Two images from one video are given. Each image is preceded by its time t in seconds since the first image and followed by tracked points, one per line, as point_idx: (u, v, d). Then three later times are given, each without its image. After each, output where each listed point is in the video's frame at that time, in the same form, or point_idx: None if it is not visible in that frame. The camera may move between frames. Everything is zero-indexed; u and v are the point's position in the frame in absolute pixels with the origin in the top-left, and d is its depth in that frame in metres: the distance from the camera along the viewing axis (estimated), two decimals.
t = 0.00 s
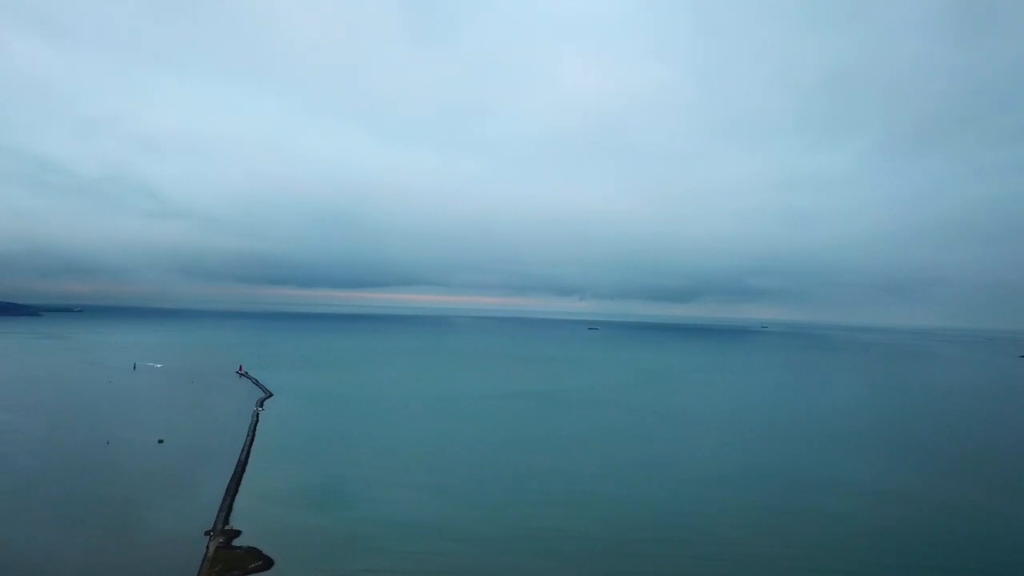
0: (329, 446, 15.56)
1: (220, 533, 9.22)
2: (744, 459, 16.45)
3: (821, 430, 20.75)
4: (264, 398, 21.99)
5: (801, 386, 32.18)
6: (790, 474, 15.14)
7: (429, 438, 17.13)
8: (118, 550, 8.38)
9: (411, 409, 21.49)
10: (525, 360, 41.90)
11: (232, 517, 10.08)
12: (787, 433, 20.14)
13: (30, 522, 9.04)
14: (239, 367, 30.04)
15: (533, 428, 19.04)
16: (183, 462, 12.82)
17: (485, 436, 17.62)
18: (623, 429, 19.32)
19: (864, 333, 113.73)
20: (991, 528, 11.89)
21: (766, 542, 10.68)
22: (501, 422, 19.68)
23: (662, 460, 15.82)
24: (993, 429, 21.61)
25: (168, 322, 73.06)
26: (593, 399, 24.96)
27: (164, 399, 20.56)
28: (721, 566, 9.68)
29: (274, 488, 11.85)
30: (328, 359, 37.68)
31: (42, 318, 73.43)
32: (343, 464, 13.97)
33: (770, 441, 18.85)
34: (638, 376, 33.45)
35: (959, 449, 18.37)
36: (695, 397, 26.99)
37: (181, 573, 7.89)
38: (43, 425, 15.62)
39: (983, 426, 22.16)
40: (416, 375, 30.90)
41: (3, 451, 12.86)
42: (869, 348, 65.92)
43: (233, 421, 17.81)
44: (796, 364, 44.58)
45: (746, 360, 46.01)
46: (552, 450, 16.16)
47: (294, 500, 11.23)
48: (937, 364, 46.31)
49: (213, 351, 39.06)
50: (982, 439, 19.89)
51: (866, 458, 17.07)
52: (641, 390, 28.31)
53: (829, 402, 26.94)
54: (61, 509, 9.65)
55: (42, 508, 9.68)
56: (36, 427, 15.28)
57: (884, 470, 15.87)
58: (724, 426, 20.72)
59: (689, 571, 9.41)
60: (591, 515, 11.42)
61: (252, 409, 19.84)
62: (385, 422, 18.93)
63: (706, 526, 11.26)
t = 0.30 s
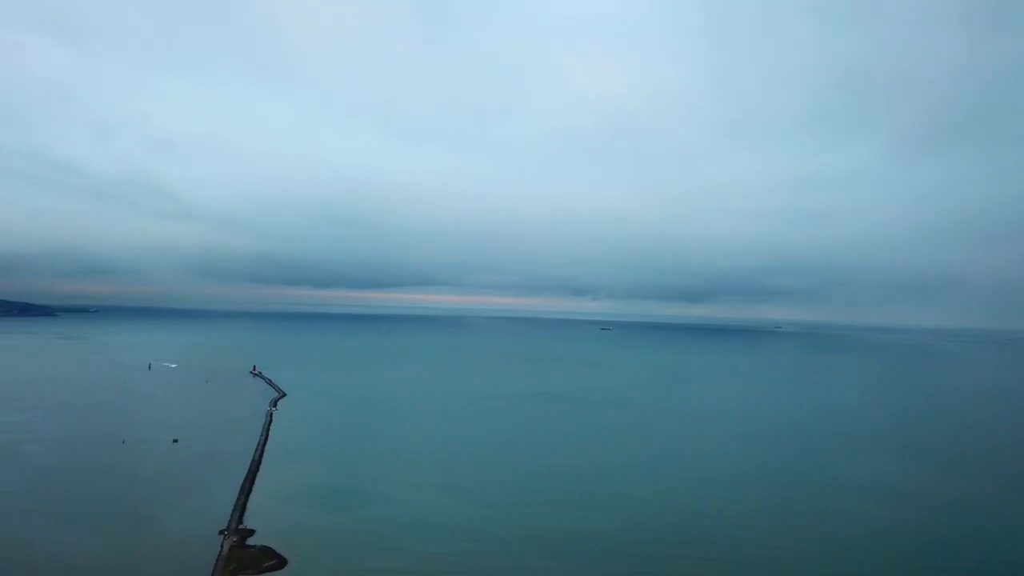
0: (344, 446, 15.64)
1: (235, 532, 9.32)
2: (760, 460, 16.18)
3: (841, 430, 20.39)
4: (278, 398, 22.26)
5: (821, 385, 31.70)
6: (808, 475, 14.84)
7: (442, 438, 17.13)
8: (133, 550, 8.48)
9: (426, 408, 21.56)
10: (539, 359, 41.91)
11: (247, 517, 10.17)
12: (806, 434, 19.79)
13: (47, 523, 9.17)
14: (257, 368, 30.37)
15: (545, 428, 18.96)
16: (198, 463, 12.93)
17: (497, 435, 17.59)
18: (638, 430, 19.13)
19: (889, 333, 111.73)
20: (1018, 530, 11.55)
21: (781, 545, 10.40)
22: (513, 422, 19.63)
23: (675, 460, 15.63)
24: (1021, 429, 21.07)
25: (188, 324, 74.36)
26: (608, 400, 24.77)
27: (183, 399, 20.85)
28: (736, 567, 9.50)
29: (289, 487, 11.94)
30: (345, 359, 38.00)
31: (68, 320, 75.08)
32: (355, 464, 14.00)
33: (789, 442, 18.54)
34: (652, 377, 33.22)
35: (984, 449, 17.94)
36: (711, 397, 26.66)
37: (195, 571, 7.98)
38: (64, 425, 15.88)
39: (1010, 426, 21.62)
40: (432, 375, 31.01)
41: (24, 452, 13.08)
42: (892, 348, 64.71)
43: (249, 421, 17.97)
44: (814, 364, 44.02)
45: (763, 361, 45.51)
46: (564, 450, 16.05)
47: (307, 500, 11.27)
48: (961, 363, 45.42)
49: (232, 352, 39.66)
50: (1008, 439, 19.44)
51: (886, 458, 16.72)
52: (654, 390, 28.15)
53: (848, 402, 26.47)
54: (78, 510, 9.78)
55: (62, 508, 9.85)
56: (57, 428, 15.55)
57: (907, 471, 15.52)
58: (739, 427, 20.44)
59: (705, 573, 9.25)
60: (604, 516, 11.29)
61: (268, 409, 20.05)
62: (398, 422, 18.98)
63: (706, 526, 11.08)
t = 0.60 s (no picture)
0: (357, 446, 15.69)
1: (249, 531, 9.37)
2: (771, 460, 16.23)
3: (852, 431, 20.37)
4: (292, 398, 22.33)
5: (830, 386, 31.66)
6: (820, 476, 14.87)
7: (455, 438, 17.18)
8: (149, 548, 8.55)
9: (437, 409, 21.63)
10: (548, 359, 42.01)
11: (261, 516, 10.22)
12: (817, 434, 19.79)
13: (62, 523, 9.21)
14: (269, 368, 30.54)
15: (559, 428, 19.04)
16: (213, 463, 12.97)
17: (511, 436, 17.66)
18: (650, 430, 19.18)
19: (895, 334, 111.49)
20: None
21: (795, 546, 10.42)
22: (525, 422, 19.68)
23: (689, 460, 15.67)
24: None
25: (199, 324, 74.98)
26: (618, 400, 24.83)
27: (196, 399, 20.95)
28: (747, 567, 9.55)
29: (302, 487, 11.98)
30: (354, 359, 38.15)
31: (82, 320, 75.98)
32: (370, 464, 14.04)
33: (800, 442, 18.54)
34: (662, 377, 33.32)
35: (997, 450, 17.89)
36: (722, 397, 26.73)
37: (211, 571, 8.03)
38: (81, 425, 15.98)
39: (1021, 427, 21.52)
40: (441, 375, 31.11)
41: (40, 451, 13.16)
42: (899, 348, 64.72)
43: (264, 421, 18.05)
44: (822, 364, 43.98)
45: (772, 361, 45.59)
46: (578, 450, 16.10)
47: (323, 500, 11.31)
48: (971, 364, 45.26)
49: (243, 352, 39.88)
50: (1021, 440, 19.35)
51: (897, 458, 16.73)
52: (664, 389, 28.27)
53: (857, 402, 26.51)
54: (93, 510, 9.83)
55: (78, 507, 9.93)
56: (73, 427, 15.65)
57: (918, 471, 15.50)
58: (751, 427, 20.50)
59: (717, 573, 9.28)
60: (616, 516, 11.32)
61: (281, 409, 20.12)
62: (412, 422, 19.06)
63: (716, 526, 11.12)
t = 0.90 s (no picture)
0: (370, 446, 15.74)
1: (263, 531, 9.43)
2: (786, 460, 16.12)
3: (867, 431, 20.20)
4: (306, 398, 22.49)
5: (844, 386, 31.45)
6: (836, 477, 14.75)
7: (468, 438, 17.22)
8: (165, 547, 8.62)
9: (450, 409, 21.70)
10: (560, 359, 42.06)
11: (275, 516, 10.28)
12: (832, 435, 19.65)
13: (79, 523, 9.27)
14: (283, 368, 30.79)
15: (571, 428, 19.05)
16: (229, 463, 13.05)
17: (524, 435, 17.67)
18: (664, 431, 19.12)
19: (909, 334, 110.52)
20: None
21: (811, 547, 10.33)
22: (538, 422, 19.68)
23: (703, 461, 15.60)
24: None
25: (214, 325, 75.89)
26: (631, 400, 24.80)
27: (211, 399, 21.13)
28: (762, 567, 9.47)
29: (317, 487, 12.03)
30: (367, 359, 38.37)
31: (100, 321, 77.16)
32: (384, 464, 14.09)
33: (815, 442, 18.42)
34: (674, 377, 33.26)
35: (1015, 451, 17.66)
36: (735, 397, 26.63)
37: (226, 570, 8.08)
38: (98, 425, 16.16)
39: None
40: (453, 375, 31.20)
41: (58, 451, 13.31)
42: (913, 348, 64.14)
43: (278, 421, 18.16)
44: (835, 364, 43.75)
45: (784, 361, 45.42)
46: (591, 450, 16.08)
47: (336, 500, 11.35)
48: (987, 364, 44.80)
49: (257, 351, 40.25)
50: None
51: (914, 459, 16.58)
52: (676, 390, 28.22)
53: (871, 403, 26.33)
54: (110, 510, 9.90)
55: (95, 506, 10.03)
56: (91, 427, 15.83)
57: (935, 472, 15.32)
58: (765, 427, 20.42)
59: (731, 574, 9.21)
60: (629, 516, 11.28)
61: (296, 409, 20.25)
62: (426, 422, 19.15)
63: (730, 526, 11.04)
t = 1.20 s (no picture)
0: (385, 446, 15.81)
1: (278, 530, 9.51)
2: (804, 461, 15.94)
3: (888, 433, 19.91)
4: (322, 398, 22.68)
5: (863, 387, 31.06)
6: (855, 478, 14.55)
7: (482, 438, 17.26)
8: (182, 546, 8.70)
9: (465, 409, 21.75)
10: (571, 360, 42.08)
11: (290, 516, 10.35)
12: (851, 436, 19.37)
13: (98, 522, 9.39)
14: (299, 368, 31.07)
15: (589, 428, 19.04)
16: (244, 463, 13.16)
17: (538, 436, 17.68)
18: (679, 431, 18.97)
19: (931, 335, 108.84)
20: None
21: (832, 551, 10.13)
22: (553, 423, 19.65)
23: (719, 462, 15.46)
24: None
25: (233, 325, 76.97)
26: (647, 401, 24.62)
27: (228, 399, 21.36)
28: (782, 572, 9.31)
29: (332, 486, 12.12)
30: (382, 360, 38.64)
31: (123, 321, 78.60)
32: (398, 464, 14.15)
33: (834, 444, 18.17)
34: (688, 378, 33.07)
35: None
36: (751, 398, 26.41)
37: (242, 569, 8.15)
38: (116, 425, 16.35)
39: None
40: (468, 376, 31.28)
41: (78, 451, 13.50)
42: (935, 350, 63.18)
43: (293, 421, 18.31)
44: (851, 364, 43.38)
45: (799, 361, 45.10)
46: (606, 451, 16.01)
47: (351, 500, 11.41)
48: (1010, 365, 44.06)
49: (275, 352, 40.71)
50: None
51: (935, 461, 16.32)
52: (692, 390, 28.06)
53: (891, 403, 25.97)
54: (127, 509, 10.01)
55: (114, 505, 10.15)
56: (109, 427, 16.03)
57: (959, 475, 15.04)
58: (782, 428, 20.23)
59: None
60: (644, 518, 11.17)
61: (311, 409, 20.43)
62: (441, 422, 19.21)
63: (748, 528, 10.89)
